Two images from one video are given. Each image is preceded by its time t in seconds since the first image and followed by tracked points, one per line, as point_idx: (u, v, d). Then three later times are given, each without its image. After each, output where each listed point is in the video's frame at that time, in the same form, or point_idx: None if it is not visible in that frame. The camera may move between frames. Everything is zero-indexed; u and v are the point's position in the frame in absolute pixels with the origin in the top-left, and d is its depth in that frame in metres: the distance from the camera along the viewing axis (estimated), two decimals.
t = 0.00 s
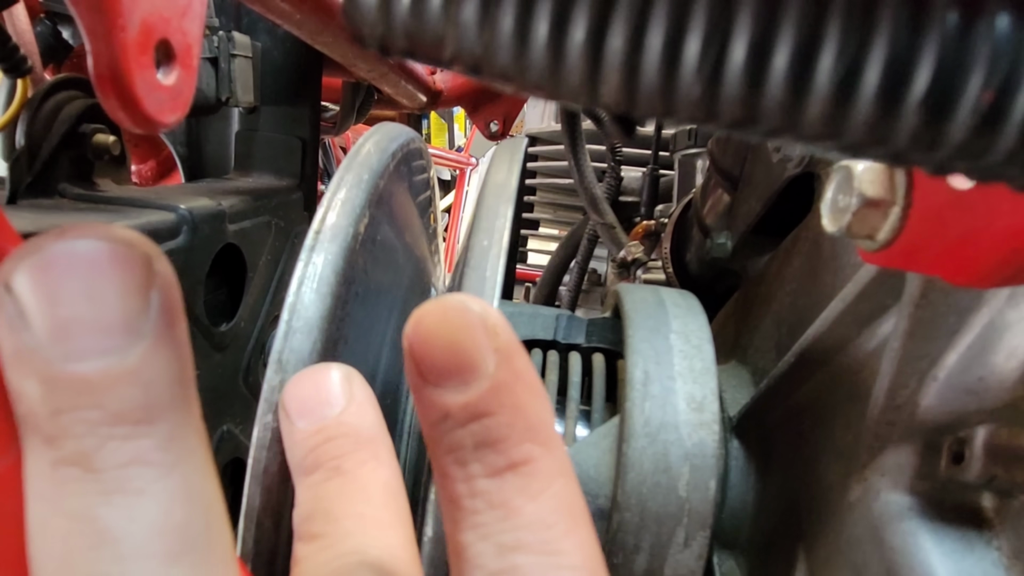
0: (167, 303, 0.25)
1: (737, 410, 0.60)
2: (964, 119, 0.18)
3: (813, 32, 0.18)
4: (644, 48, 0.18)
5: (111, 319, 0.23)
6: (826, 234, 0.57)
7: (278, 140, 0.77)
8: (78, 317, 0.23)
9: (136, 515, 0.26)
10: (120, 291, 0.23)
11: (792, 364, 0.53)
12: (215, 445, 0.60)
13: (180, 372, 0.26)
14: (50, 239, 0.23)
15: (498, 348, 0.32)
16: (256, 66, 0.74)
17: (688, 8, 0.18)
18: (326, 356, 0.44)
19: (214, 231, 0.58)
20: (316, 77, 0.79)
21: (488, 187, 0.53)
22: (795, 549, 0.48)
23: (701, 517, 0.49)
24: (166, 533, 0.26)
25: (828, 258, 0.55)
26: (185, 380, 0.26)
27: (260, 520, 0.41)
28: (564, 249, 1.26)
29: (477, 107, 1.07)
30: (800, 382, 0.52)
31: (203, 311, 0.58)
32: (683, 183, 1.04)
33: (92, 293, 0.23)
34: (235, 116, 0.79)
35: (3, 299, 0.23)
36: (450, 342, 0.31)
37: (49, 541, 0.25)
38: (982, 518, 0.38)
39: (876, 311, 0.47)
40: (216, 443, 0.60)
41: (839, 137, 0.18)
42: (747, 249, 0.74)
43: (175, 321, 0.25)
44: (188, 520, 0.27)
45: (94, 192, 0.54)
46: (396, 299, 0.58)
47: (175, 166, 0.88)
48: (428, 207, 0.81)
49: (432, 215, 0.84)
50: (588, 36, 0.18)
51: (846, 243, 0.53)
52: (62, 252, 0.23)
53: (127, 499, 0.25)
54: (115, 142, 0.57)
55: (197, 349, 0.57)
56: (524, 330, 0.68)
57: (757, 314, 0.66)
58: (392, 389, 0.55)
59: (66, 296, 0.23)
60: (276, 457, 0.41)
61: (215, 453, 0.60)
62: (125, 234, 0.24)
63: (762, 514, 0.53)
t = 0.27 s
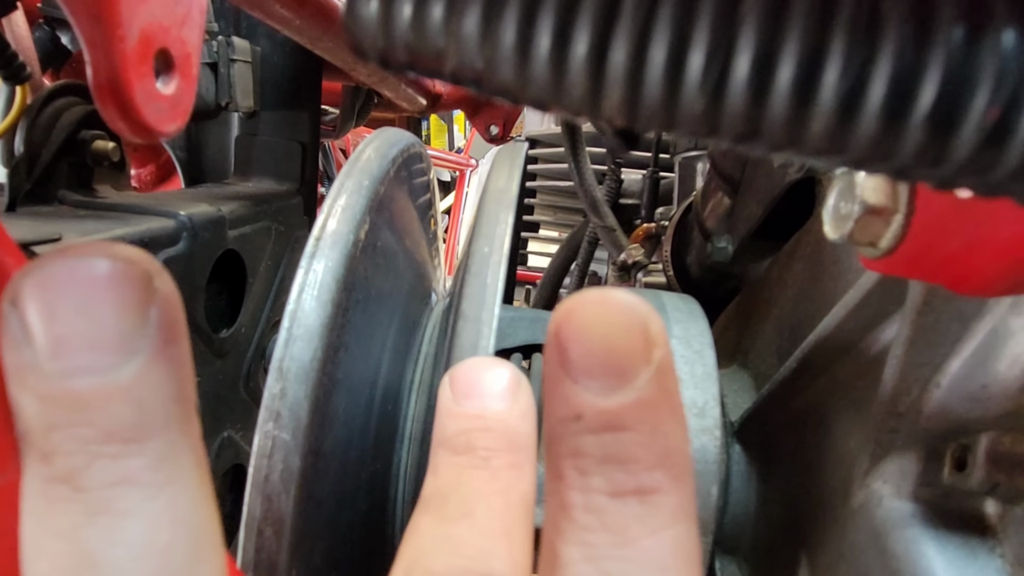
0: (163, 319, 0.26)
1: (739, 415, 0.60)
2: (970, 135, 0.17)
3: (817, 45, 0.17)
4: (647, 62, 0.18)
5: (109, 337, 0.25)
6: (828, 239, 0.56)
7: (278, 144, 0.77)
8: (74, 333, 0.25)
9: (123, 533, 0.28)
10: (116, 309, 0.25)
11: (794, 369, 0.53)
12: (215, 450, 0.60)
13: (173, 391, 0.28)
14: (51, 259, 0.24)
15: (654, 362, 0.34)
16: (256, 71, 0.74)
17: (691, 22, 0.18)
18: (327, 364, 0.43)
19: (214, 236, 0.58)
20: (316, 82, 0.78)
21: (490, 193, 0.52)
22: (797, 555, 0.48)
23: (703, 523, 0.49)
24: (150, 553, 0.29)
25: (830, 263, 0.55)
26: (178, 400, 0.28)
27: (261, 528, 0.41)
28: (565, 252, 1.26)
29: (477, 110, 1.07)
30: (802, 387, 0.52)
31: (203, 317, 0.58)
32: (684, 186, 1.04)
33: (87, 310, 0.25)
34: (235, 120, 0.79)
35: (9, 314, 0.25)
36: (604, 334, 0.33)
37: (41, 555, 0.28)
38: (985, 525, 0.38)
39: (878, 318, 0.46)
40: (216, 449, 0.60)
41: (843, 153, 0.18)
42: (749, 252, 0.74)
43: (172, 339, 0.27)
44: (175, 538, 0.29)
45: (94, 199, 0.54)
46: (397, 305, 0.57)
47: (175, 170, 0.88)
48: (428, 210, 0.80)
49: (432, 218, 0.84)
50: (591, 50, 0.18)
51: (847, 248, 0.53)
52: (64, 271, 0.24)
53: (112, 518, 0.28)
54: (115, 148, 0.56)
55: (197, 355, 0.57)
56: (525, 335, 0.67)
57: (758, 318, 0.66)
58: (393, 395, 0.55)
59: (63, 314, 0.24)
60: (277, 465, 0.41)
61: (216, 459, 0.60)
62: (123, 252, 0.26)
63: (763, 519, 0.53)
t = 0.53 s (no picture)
0: (173, 321, 0.27)
1: (739, 414, 0.60)
2: (965, 132, 0.18)
3: (813, 43, 0.18)
4: (644, 61, 0.18)
5: (119, 337, 0.25)
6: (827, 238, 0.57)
7: (279, 145, 0.78)
8: (85, 333, 0.25)
9: (130, 534, 0.28)
10: (127, 309, 0.25)
11: (793, 369, 0.53)
12: (217, 450, 0.60)
13: (182, 393, 0.28)
14: (64, 257, 0.24)
15: (537, 353, 0.32)
16: (257, 72, 0.75)
17: (688, 21, 0.18)
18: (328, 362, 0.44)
19: (215, 237, 0.58)
20: (317, 83, 0.79)
21: (490, 192, 0.53)
22: (797, 553, 0.48)
23: (703, 521, 0.49)
24: (156, 555, 0.29)
25: (829, 262, 0.55)
26: (187, 403, 0.28)
27: (262, 527, 0.41)
28: (565, 252, 1.26)
29: (477, 111, 1.07)
30: (802, 386, 0.52)
31: (204, 317, 0.58)
32: (684, 186, 1.04)
33: (98, 310, 0.25)
34: (235, 121, 0.79)
35: (17, 314, 0.25)
36: (490, 343, 0.31)
37: (47, 553, 0.28)
38: (984, 523, 0.38)
39: (877, 317, 0.47)
40: (217, 449, 0.60)
41: (839, 151, 0.18)
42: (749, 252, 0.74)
43: (181, 339, 0.27)
44: (184, 537, 0.29)
45: (95, 200, 0.54)
46: (398, 304, 0.58)
47: (177, 171, 0.89)
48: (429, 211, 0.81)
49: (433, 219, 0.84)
50: (589, 48, 0.18)
51: (847, 247, 0.53)
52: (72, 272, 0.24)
53: (122, 518, 0.28)
54: (116, 149, 0.57)
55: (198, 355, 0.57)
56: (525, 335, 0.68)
57: (758, 318, 0.66)
58: (393, 395, 0.55)
59: (74, 315, 0.24)
60: (278, 464, 0.41)
61: (217, 458, 0.60)
62: (136, 253, 0.26)
63: (764, 518, 0.53)
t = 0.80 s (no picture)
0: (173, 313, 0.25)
1: (739, 414, 0.60)
2: (963, 131, 0.18)
3: (812, 41, 0.17)
4: (642, 60, 0.18)
5: (120, 329, 0.23)
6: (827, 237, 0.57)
7: (278, 145, 0.78)
8: (85, 326, 0.23)
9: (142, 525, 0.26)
10: (129, 300, 0.23)
11: (794, 367, 0.53)
12: (216, 451, 0.60)
13: (187, 383, 0.26)
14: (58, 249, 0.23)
15: (498, 360, 0.29)
16: (256, 73, 0.75)
17: (686, 20, 0.18)
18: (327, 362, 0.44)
19: (215, 237, 0.58)
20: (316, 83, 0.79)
21: (489, 192, 0.53)
22: (797, 552, 0.48)
23: (703, 521, 0.49)
24: (168, 543, 0.27)
25: (829, 261, 0.55)
26: (192, 392, 0.26)
27: (261, 528, 0.41)
28: (565, 252, 1.26)
29: (476, 110, 1.07)
30: (802, 386, 0.52)
31: (204, 317, 0.58)
32: (683, 186, 1.04)
33: (100, 302, 0.23)
34: (235, 122, 0.79)
35: (15, 308, 0.23)
36: (452, 362, 0.28)
37: (57, 547, 0.26)
38: (984, 523, 0.38)
39: (877, 316, 0.47)
40: (217, 450, 0.60)
41: (838, 150, 0.18)
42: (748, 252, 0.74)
43: (183, 332, 0.25)
44: (195, 528, 0.27)
45: (94, 200, 0.54)
46: (397, 304, 0.58)
47: (176, 172, 0.89)
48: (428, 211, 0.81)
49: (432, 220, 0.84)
50: (588, 47, 0.18)
51: (846, 247, 0.53)
52: (67, 261, 0.23)
53: (132, 508, 0.26)
54: (114, 149, 0.57)
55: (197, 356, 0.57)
56: (525, 335, 0.68)
57: (757, 317, 0.66)
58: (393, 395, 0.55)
59: (73, 308, 0.23)
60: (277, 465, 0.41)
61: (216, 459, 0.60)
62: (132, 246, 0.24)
63: (763, 517, 0.53)
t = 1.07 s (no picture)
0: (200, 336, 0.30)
1: (740, 420, 0.60)
2: (970, 155, 0.17)
3: (817, 65, 0.17)
4: (646, 82, 0.18)
5: (150, 346, 0.29)
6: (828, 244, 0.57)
7: (278, 151, 0.78)
8: (121, 339, 0.28)
9: (145, 533, 0.31)
10: (161, 323, 0.29)
11: (794, 377, 0.53)
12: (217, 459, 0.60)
13: (203, 402, 0.31)
14: (106, 273, 0.28)
15: (659, 393, 0.34)
16: (256, 79, 0.75)
17: (690, 42, 0.18)
18: (328, 376, 0.43)
19: (215, 245, 0.57)
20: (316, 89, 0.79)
21: (490, 201, 0.52)
22: (799, 561, 0.47)
23: (705, 530, 0.49)
24: (166, 558, 0.32)
25: (831, 268, 0.55)
26: (203, 416, 0.32)
27: (262, 541, 0.40)
28: (565, 256, 1.26)
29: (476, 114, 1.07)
30: (803, 395, 0.52)
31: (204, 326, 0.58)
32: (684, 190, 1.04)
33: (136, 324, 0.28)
34: (235, 128, 0.79)
35: (59, 322, 0.28)
36: (612, 375, 0.33)
37: (61, 554, 0.31)
38: (987, 532, 0.38)
39: (879, 325, 0.46)
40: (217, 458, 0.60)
41: (842, 173, 0.18)
42: (749, 257, 0.74)
43: (204, 353, 0.31)
44: (191, 545, 0.33)
45: (95, 209, 0.54)
46: (398, 314, 0.58)
47: (176, 177, 0.88)
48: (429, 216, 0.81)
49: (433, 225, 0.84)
50: (590, 69, 0.18)
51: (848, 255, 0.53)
52: (108, 287, 0.28)
53: (138, 518, 0.31)
54: (116, 157, 0.56)
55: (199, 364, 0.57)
56: (526, 341, 0.68)
57: (759, 324, 0.66)
58: (394, 405, 0.55)
59: (113, 326, 0.28)
60: (278, 477, 0.41)
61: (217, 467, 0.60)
62: (169, 275, 0.29)
63: (765, 526, 0.53)
